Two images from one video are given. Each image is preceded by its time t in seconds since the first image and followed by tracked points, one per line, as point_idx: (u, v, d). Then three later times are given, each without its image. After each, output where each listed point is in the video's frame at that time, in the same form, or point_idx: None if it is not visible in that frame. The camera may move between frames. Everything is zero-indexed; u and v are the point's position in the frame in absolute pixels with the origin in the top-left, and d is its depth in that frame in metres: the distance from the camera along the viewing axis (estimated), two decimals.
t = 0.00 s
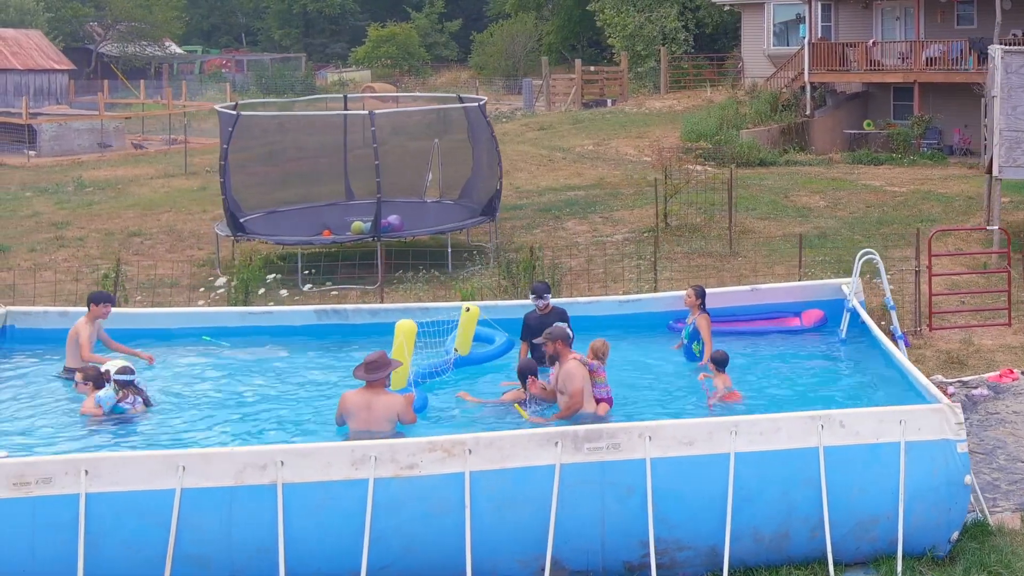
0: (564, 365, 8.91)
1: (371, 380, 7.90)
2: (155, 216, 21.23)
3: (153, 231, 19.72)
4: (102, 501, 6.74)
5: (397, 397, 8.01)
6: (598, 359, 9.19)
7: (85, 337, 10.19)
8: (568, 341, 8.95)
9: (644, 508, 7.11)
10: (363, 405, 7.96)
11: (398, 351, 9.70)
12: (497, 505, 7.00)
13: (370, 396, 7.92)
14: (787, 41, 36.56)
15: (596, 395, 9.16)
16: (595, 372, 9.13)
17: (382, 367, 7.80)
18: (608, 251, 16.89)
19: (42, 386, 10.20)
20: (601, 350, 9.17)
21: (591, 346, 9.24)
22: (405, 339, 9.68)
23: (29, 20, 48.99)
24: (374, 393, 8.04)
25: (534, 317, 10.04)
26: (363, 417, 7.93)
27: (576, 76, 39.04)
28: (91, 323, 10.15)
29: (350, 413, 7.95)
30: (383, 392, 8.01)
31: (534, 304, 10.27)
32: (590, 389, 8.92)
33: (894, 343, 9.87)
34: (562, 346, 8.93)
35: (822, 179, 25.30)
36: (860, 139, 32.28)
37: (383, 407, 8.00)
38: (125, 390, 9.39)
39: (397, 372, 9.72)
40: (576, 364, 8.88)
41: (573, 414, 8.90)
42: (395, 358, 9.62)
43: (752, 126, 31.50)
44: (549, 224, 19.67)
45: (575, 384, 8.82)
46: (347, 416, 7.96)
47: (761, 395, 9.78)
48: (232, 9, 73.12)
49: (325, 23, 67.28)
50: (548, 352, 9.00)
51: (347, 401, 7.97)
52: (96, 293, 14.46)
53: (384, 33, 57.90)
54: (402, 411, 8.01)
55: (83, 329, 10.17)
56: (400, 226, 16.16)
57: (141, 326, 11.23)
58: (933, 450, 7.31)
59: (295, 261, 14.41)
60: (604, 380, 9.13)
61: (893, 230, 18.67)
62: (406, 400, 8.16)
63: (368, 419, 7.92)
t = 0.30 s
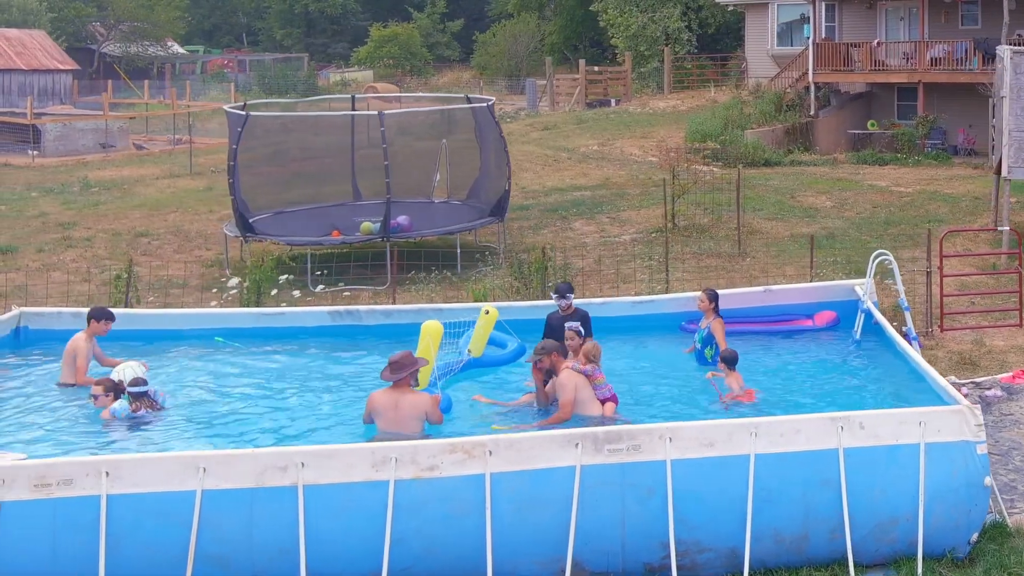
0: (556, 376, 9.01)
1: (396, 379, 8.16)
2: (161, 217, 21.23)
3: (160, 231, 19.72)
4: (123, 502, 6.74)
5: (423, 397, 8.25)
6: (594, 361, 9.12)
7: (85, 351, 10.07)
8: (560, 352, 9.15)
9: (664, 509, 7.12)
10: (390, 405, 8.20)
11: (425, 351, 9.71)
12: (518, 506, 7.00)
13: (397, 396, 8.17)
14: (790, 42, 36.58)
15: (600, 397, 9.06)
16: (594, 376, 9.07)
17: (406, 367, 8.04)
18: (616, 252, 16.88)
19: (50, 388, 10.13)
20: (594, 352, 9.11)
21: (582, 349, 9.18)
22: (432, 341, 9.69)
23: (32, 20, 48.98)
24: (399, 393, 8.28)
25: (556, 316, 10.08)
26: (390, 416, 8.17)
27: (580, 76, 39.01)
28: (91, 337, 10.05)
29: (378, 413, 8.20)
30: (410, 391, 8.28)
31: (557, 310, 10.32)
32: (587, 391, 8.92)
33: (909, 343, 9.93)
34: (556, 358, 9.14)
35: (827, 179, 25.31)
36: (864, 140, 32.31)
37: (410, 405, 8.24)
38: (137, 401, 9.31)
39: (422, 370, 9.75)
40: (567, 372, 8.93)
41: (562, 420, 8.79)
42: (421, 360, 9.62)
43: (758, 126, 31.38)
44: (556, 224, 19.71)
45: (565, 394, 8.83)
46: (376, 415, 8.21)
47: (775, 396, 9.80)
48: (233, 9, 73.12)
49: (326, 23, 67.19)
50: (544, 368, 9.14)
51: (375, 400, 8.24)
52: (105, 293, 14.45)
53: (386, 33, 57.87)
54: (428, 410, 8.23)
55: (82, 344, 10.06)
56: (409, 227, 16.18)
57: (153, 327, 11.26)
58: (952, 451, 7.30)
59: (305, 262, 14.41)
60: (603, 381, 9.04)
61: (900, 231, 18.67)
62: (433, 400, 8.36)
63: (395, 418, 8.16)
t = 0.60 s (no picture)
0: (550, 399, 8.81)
1: (415, 380, 8.24)
2: (168, 217, 21.24)
3: (168, 232, 19.72)
4: (145, 505, 6.73)
5: (442, 397, 8.28)
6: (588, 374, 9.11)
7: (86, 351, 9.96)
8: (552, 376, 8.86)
9: (685, 511, 7.11)
10: (410, 407, 8.25)
11: (446, 352, 9.69)
12: (539, 510, 7.00)
13: (418, 397, 8.23)
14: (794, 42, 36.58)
15: (600, 407, 8.93)
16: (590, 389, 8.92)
17: (425, 367, 8.14)
18: (625, 253, 16.88)
19: (62, 389, 10.07)
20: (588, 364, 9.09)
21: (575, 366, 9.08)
22: (452, 341, 9.63)
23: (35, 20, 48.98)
24: (420, 394, 8.33)
25: (585, 318, 10.23)
26: (412, 417, 8.23)
27: (584, 76, 38.99)
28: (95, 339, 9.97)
29: (399, 415, 8.25)
30: (428, 390, 8.33)
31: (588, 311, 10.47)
32: (584, 405, 8.74)
33: (924, 346, 9.93)
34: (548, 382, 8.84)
35: (834, 179, 25.32)
36: (868, 140, 32.30)
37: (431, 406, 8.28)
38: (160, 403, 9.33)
39: (440, 371, 9.70)
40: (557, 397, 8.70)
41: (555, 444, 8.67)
42: (442, 360, 9.59)
43: (762, 127, 31.58)
44: (564, 224, 19.73)
45: (556, 418, 8.65)
46: (398, 417, 8.27)
47: (791, 397, 9.80)
48: (234, 9, 73.11)
49: (328, 23, 67.09)
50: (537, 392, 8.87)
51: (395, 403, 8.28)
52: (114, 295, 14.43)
53: (388, 33, 57.84)
54: (449, 411, 8.26)
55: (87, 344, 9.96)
56: (419, 228, 16.20)
57: (167, 328, 11.26)
58: (973, 454, 7.28)
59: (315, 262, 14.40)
60: (599, 392, 8.89)
61: (908, 231, 18.67)
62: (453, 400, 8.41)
63: (417, 420, 8.21)
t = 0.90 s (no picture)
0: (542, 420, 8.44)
1: (429, 380, 8.23)
2: (176, 217, 21.25)
3: (176, 232, 19.72)
4: (167, 507, 6.73)
5: (456, 397, 8.33)
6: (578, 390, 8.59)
7: (81, 359, 9.80)
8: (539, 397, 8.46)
9: (707, 513, 7.11)
10: (425, 407, 8.30)
11: (463, 352, 9.75)
12: (561, 511, 7.00)
13: (432, 397, 8.28)
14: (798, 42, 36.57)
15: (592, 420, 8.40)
16: (581, 405, 8.40)
17: (438, 367, 8.13)
18: (633, 253, 16.86)
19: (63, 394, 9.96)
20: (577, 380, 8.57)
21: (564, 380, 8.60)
22: (468, 340, 9.70)
23: (38, 20, 48.99)
24: (434, 395, 8.37)
25: (610, 318, 10.29)
26: (427, 417, 8.27)
27: (588, 77, 38.93)
28: (92, 346, 9.79)
29: (413, 415, 8.29)
30: (443, 392, 8.37)
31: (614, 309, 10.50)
32: (576, 422, 8.28)
33: (941, 346, 9.91)
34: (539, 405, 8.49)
35: (840, 180, 25.30)
36: (873, 140, 32.30)
37: (446, 406, 8.32)
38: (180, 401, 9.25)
39: (457, 370, 9.76)
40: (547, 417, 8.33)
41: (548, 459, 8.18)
42: (458, 360, 9.66)
43: (767, 127, 31.45)
44: (572, 224, 19.73)
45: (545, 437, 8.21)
46: (411, 419, 8.31)
47: (806, 398, 9.80)
48: (235, 9, 73.12)
49: (330, 23, 66.99)
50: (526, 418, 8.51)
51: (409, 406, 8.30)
52: (125, 296, 14.43)
53: (390, 33, 57.76)
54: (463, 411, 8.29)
55: (83, 352, 9.79)
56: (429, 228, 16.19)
57: (178, 329, 11.26)
58: (994, 455, 7.28)
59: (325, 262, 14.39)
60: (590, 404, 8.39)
61: (915, 232, 18.68)
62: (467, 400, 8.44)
63: (431, 419, 8.25)
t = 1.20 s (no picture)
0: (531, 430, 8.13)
1: (449, 380, 8.44)
2: (183, 218, 21.25)
3: (183, 233, 19.73)
4: (189, 509, 6.73)
5: (477, 398, 8.49)
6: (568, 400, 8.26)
7: (79, 359, 9.76)
8: (529, 408, 8.20)
9: (727, 515, 7.12)
10: (445, 406, 8.48)
11: (475, 352, 9.74)
12: (581, 514, 7.01)
13: (452, 397, 8.45)
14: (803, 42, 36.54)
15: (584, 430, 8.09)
16: (571, 415, 8.06)
17: (460, 368, 8.35)
18: (641, 254, 16.86)
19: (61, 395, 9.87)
20: (568, 390, 8.23)
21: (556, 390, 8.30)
22: (479, 340, 9.67)
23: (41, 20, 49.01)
24: (455, 395, 8.54)
25: (629, 317, 10.37)
26: (446, 417, 8.45)
27: (592, 77, 38.92)
28: (93, 346, 9.75)
29: (433, 414, 8.47)
30: (464, 393, 8.54)
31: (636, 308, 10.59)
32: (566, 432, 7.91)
33: (956, 348, 9.90)
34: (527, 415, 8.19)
35: (846, 181, 25.27)
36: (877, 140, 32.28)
37: (465, 406, 8.49)
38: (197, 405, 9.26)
39: (473, 371, 9.78)
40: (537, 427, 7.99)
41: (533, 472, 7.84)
42: (471, 360, 9.63)
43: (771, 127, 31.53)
44: (579, 225, 19.73)
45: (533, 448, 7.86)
46: (430, 417, 8.49)
47: (821, 398, 9.80)
48: (237, 9, 73.15)
49: (332, 22, 66.96)
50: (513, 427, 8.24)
51: (427, 405, 8.51)
52: (134, 296, 14.42)
53: (392, 33, 57.68)
54: (481, 412, 8.45)
55: (81, 352, 9.73)
56: (439, 229, 16.16)
57: (190, 330, 11.25)
58: (1014, 456, 7.28)
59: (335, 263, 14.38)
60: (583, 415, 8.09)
61: (923, 232, 18.70)
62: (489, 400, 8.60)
63: (450, 419, 8.44)
